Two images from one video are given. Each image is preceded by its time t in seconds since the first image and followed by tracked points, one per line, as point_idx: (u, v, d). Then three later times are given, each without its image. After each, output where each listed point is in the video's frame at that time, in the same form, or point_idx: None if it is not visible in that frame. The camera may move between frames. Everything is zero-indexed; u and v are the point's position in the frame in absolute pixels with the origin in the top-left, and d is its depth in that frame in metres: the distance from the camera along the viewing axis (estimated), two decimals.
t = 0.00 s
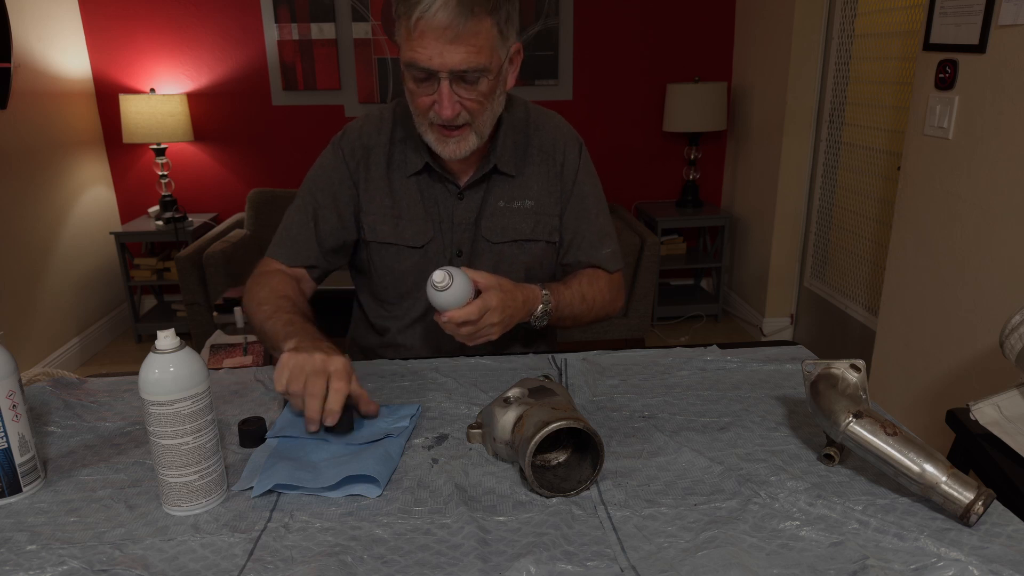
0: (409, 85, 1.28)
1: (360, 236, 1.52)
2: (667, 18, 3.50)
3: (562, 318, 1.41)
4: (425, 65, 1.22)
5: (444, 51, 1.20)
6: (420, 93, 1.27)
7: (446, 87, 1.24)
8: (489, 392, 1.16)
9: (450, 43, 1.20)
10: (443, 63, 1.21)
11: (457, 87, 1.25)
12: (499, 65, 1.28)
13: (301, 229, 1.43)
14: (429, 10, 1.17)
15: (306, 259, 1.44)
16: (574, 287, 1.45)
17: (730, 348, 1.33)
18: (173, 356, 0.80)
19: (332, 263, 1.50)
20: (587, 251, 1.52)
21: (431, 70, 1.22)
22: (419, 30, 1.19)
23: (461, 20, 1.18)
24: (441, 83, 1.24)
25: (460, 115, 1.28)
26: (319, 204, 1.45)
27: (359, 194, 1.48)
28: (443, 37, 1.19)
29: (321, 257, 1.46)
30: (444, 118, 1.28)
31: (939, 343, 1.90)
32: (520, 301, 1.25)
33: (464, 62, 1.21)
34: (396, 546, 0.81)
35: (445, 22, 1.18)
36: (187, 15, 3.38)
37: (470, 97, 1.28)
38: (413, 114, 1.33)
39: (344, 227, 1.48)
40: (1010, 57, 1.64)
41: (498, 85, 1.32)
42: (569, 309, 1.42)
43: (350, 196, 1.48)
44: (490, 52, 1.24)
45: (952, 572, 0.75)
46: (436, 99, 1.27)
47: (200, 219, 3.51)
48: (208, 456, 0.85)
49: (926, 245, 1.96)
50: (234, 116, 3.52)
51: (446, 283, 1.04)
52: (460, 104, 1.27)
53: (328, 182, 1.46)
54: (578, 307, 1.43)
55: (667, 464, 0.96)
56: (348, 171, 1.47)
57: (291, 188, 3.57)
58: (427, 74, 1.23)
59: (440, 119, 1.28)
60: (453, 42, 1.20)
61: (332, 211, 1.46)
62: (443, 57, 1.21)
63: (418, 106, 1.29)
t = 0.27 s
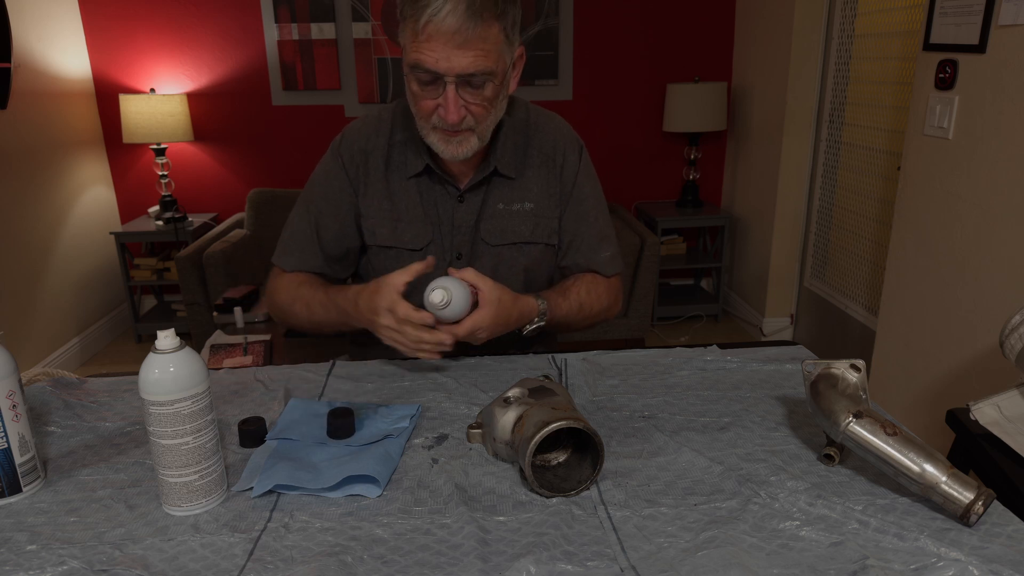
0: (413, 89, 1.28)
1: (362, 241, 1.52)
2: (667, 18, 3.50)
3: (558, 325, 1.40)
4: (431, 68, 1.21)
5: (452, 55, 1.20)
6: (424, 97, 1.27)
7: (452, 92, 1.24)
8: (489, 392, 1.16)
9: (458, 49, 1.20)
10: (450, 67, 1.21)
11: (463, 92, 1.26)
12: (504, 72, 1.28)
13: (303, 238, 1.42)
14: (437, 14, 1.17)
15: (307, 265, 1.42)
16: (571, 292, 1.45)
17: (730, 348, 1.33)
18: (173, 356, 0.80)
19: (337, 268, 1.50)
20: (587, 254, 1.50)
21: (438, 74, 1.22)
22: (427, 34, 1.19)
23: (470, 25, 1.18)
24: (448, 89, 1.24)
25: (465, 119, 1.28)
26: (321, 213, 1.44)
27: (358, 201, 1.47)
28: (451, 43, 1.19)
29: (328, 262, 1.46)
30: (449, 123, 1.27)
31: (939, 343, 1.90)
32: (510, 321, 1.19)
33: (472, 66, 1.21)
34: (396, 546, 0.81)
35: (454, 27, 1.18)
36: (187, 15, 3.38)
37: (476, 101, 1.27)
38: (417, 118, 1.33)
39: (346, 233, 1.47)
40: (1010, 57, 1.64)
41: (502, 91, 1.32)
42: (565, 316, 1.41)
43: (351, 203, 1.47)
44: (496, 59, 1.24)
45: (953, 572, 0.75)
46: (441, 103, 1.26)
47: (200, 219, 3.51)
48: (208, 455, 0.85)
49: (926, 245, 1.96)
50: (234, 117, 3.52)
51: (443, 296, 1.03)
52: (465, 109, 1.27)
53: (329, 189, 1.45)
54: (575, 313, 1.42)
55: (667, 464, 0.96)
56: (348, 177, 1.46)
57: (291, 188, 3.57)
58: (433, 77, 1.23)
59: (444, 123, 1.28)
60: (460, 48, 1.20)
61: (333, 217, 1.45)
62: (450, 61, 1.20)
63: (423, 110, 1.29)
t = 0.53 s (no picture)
0: (418, 86, 1.27)
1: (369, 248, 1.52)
2: (667, 18, 3.50)
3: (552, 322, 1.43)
4: (436, 59, 1.21)
5: (457, 47, 1.20)
6: (430, 93, 1.27)
7: (458, 84, 1.24)
8: (489, 392, 1.16)
9: (464, 40, 1.20)
10: (457, 58, 1.21)
11: (468, 85, 1.25)
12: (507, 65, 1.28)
13: (309, 244, 1.43)
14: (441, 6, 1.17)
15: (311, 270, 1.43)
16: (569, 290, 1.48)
17: (730, 348, 1.33)
18: (173, 356, 0.80)
19: (350, 274, 1.52)
20: (585, 253, 1.51)
21: (443, 66, 1.22)
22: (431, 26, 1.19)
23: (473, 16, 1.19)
24: (453, 80, 1.24)
25: (470, 113, 1.28)
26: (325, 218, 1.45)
27: (359, 204, 1.48)
28: (456, 34, 1.19)
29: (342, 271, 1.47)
30: (456, 117, 1.27)
31: (939, 343, 1.90)
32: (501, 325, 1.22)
33: (478, 57, 1.21)
34: (396, 546, 0.81)
35: (458, 19, 1.18)
36: (187, 15, 3.38)
37: (480, 95, 1.27)
38: (422, 117, 1.33)
39: (350, 237, 1.48)
40: (1010, 57, 1.64)
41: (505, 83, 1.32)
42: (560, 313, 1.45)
43: (352, 207, 1.47)
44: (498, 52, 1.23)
45: (952, 572, 0.75)
46: (447, 98, 1.26)
47: (200, 219, 3.51)
48: (208, 456, 0.85)
49: (926, 245, 1.96)
50: (234, 116, 3.52)
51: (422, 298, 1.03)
52: (471, 103, 1.27)
53: (330, 194, 1.46)
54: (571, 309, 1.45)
55: (667, 464, 0.96)
56: (349, 181, 1.47)
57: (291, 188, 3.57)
58: (440, 72, 1.23)
59: (451, 118, 1.28)
60: (466, 37, 1.20)
61: (338, 222, 1.46)
62: (456, 53, 1.20)
63: (429, 108, 1.29)
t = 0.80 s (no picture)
0: (409, 80, 1.28)
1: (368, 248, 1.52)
2: (667, 18, 3.50)
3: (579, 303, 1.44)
4: (423, 54, 1.21)
5: (445, 40, 1.20)
6: (420, 88, 1.27)
7: (446, 78, 1.24)
8: (488, 392, 1.16)
9: (451, 32, 1.20)
10: (444, 52, 1.21)
11: (459, 78, 1.25)
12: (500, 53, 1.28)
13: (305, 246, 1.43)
14: None
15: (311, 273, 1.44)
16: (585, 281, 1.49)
17: (730, 348, 1.33)
18: (173, 356, 0.80)
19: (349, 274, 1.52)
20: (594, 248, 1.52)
21: (431, 59, 1.22)
22: (417, 20, 1.20)
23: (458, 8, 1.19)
24: (442, 73, 1.24)
25: (461, 107, 1.28)
26: (323, 218, 1.46)
27: (356, 205, 1.48)
28: (443, 27, 1.19)
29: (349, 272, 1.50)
30: (446, 110, 1.28)
31: (939, 343, 1.90)
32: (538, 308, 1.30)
33: (467, 49, 1.21)
34: (396, 546, 0.81)
35: (443, 11, 1.19)
36: (187, 15, 3.38)
37: (471, 88, 1.27)
38: (416, 111, 1.33)
39: (348, 237, 1.48)
40: (1010, 57, 1.64)
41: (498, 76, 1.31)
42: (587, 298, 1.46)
43: (349, 208, 1.48)
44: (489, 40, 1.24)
45: (952, 572, 0.75)
46: (436, 92, 1.27)
47: (200, 219, 3.51)
48: (208, 456, 0.85)
49: (926, 245, 1.96)
50: (234, 116, 3.52)
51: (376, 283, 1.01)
52: (462, 96, 1.27)
53: (326, 196, 1.46)
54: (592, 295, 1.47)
55: (667, 464, 0.96)
56: (346, 182, 1.47)
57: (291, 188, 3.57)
58: (428, 65, 1.23)
59: (441, 112, 1.28)
60: (452, 30, 1.20)
61: (335, 223, 1.46)
62: (443, 46, 1.20)
63: (421, 102, 1.29)
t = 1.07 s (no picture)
0: (412, 79, 1.27)
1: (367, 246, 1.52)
2: (667, 18, 3.50)
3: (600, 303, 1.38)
4: (429, 54, 1.21)
5: (450, 41, 1.20)
6: (425, 87, 1.27)
7: (452, 78, 1.24)
8: (489, 392, 1.16)
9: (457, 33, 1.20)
10: (450, 52, 1.21)
11: (463, 78, 1.25)
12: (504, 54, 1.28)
13: (307, 243, 1.42)
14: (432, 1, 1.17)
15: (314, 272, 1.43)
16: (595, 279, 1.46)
17: (730, 348, 1.33)
18: (173, 356, 0.80)
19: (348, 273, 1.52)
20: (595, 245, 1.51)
21: (437, 59, 1.22)
22: (422, 19, 1.19)
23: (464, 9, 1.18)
24: (447, 73, 1.24)
25: (466, 106, 1.28)
26: (324, 216, 1.46)
27: (358, 204, 1.48)
28: (449, 27, 1.19)
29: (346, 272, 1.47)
30: (450, 110, 1.28)
31: (939, 343, 1.90)
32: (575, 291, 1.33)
33: (471, 48, 1.21)
34: (396, 546, 0.81)
35: (450, 12, 1.18)
36: (187, 15, 3.38)
37: (475, 88, 1.27)
38: (418, 110, 1.33)
39: (349, 236, 1.48)
40: (1010, 57, 1.64)
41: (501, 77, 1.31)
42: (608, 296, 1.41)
43: (351, 206, 1.48)
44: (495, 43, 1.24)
45: (952, 572, 0.75)
46: (441, 92, 1.27)
47: (200, 219, 3.51)
48: (208, 456, 0.85)
49: (926, 245, 1.96)
50: (234, 116, 3.52)
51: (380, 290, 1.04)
52: (465, 96, 1.27)
53: (329, 193, 1.46)
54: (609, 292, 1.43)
55: (667, 464, 0.96)
56: (348, 179, 1.47)
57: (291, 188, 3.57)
58: (433, 65, 1.23)
59: (445, 112, 1.29)
60: (458, 31, 1.20)
61: (337, 220, 1.46)
62: (449, 47, 1.20)
63: (424, 100, 1.29)
